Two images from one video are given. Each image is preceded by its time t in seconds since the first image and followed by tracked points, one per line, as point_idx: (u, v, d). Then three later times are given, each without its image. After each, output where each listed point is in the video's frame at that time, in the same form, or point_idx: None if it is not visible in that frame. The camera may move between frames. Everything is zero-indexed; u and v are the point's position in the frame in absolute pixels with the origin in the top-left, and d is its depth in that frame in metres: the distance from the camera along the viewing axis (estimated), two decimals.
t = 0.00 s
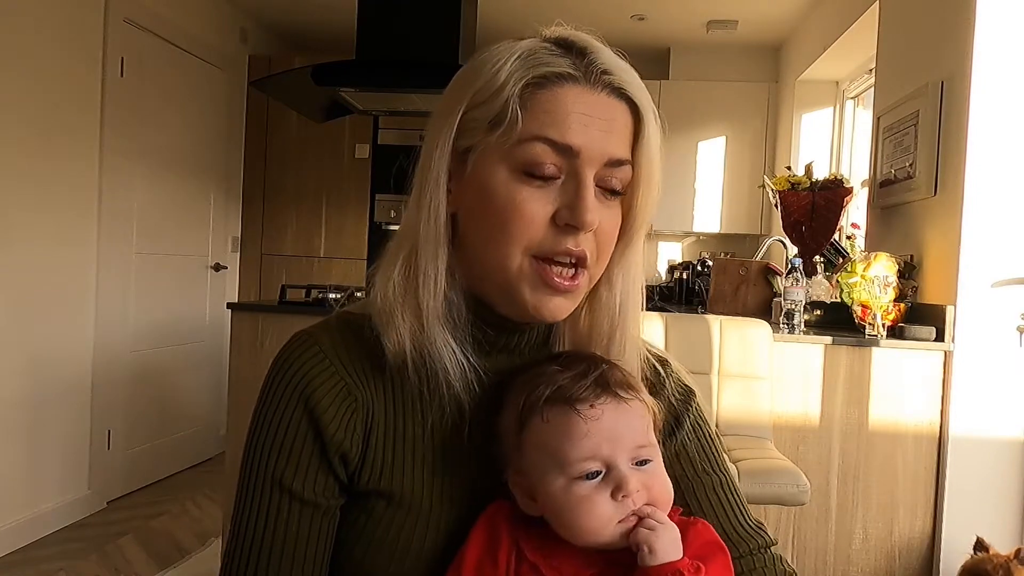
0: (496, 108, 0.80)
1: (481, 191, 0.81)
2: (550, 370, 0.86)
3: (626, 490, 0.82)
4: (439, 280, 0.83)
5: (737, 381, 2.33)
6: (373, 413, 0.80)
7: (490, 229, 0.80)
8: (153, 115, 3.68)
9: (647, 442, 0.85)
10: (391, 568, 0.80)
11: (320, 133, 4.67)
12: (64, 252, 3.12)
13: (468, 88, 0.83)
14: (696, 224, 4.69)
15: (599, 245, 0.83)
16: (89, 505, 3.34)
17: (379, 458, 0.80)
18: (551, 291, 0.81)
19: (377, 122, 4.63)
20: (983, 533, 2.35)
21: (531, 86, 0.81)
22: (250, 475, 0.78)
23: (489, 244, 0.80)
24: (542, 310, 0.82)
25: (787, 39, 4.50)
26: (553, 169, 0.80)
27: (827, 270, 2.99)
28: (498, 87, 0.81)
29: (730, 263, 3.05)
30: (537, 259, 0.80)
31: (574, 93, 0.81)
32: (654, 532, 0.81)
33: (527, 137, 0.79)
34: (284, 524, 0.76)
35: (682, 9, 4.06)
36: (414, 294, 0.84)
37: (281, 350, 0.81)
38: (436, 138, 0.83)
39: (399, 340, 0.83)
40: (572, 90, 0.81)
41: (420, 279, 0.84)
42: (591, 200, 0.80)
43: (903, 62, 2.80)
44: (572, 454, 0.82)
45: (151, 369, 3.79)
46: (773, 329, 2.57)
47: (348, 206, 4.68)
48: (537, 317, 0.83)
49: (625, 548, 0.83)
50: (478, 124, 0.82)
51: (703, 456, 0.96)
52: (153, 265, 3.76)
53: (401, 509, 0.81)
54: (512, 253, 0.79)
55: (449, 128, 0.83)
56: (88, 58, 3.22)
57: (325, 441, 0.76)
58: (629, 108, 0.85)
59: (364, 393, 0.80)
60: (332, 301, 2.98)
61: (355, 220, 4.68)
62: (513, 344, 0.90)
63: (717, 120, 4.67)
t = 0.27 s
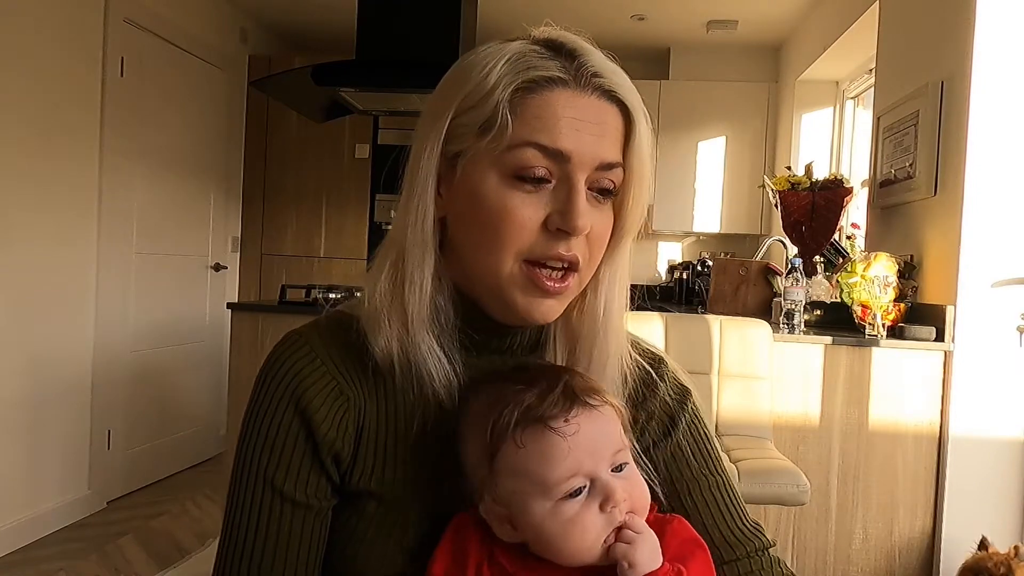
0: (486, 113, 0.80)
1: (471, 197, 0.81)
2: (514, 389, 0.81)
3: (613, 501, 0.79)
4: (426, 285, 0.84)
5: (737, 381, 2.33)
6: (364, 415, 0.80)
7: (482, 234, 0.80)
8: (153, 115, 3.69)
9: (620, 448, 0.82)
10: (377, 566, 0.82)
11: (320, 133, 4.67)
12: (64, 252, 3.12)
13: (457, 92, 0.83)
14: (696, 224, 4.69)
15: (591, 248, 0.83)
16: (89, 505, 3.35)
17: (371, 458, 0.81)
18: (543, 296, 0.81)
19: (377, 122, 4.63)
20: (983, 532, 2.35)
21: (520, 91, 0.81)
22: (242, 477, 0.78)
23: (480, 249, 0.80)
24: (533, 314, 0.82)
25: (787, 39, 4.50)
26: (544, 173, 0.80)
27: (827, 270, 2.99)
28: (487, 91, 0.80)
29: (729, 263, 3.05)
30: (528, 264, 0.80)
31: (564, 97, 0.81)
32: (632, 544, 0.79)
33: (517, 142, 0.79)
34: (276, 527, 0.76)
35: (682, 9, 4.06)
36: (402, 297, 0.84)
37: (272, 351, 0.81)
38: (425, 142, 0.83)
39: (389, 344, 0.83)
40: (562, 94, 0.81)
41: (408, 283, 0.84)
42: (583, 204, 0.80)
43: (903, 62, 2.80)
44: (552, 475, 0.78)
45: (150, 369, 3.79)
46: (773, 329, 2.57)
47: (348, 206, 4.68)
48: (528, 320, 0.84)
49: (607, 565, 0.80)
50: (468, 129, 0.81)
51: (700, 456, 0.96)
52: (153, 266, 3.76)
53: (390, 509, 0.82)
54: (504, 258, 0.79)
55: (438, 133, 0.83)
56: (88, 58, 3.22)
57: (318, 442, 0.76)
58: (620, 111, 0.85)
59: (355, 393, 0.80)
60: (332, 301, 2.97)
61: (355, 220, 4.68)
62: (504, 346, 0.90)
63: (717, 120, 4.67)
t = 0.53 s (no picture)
0: (483, 112, 0.80)
1: (469, 196, 0.81)
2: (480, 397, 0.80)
3: (585, 509, 0.78)
4: (421, 284, 0.84)
5: (737, 381, 2.33)
6: (360, 415, 0.80)
7: (479, 233, 0.80)
8: (153, 115, 3.68)
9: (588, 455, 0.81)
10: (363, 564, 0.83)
11: (320, 133, 4.67)
12: (64, 252, 3.12)
13: (456, 91, 0.83)
14: (696, 224, 4.70)
15: (590, 247, 0.83)
16: (89, 505, 3.35)
17: (364, 457, 0.81)
18: (541, 295, 0.81)
19: (377, 122, 4.63)
20: (982, 533, 2.35)
21: (518, 90, 0.80)
22: (239, 476, 0.78)
23: (478, 250, 0.81)
24: (532, 311, 0.82)
25: (787, 39, 4.50)
26: (541, 172, 0.79)
27: (827, 270, 2.99)
28: (485, 90, 0.81)
29: (730, 263, 3.05)
30: (526, 263, 0.80)
31: (562, 97, 0.81)
32: (608, 547, 0.78)
33: (514, 141, 0.79)
34: (271, 527, 0.76)
35: (683, 9, 4.06)
36: (399, 297, 0.84)
37: (270, 350, 0.81)
38: (423, 142, 0.83)
39: (384, 346, 0.83)
40: (560, 94, 0.81)
41: (406, 283, 0.84)
42: (580, 203, 0.80)
43: (903, 62, 2.80)
44: (520, 487, 0.76)
45: (150, 369, 3.79)
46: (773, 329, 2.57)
47: (348, 206, 4.67)
48: (527, 317, 0.83)
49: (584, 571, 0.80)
50: (465, 129, 0.81)
51: (699, 458, 0.95)
52: (153, 265, 3.76)
53: (381, 509, 0.83)
54: (502, 257, 0.79)
55: (435, 132, 0.83)
56: (88, 58, 3.22)
57: (313, 443, 0.76)
58: (618, 110, 0.85)
59: (351, 393, 0.80)
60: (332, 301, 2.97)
61: (354, 220, 4.68)
62: (502, 346, 0.90)
63: (717, 120, 4.67)
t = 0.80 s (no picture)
0: (463, 102, 0.82)
1: (454, 186, 0.82)
2: (512, 393, 0.80)
3: (611, 514, 0.79)
4: (415, 280, 0.84)
5: (737, 381, 2.32)
6: (362, 411, 0.81)
7: (463, 222, 0.81)
8: (153, 115, 3.68)
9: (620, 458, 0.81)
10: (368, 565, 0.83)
11: (320, 133, 4.67)
12: (64, 252, 3.12)
13: (441, 87, 0.84)
14: (696, 224, 4.69)
15: (577, 236, 0.82)
16: (89, 505, 3.35)
17: (367, 455, 0.81)
18: (526, 282, 0.80)
19: (377, 122, 4.63)
20: (982, 533, 2.35)
21: (496, 77, 0.82)
22: (239, 472, 0.78)
23: (464, 239, 0.81)
24: (519, 300, 0.81)
25: (787, 39, 4.50)
26: (520, 156, 0.80)
27: (827, 270, 2.99)
28: (463, 81, 0.82)
29: (729, 263, 3.05)
30: (510, 250, 0.80)
31: (539, 83, 0.81)
32: (628, 555, 0.79)
33: (491, 124, 0.81)
34: (271, 524, 0.76)
35: (683, 9, 4.06)
36: (393, 294, 0.84)
37: (274, 348, 0.82)
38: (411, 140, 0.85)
39: (387, 344, 0.83)
40: (537, 81, 0.82)
41: (399, 281, 0.84)
42: (559, 186, 0.80)
43: (903, 62, 2.80)
44: (548, 483, 0.77)
45: (150, 369, 3.79)
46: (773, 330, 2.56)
47: (348, 206, 4.67)
48: (517, 307, 0.83)
49: None
50: (449, 119, 0.83)
51: (702, 466, 0.95)
52: (153, 266, 3.76)
53: (386, 508, 0.83)
54: (485, 245, 0.80)
55: (422, 128, 0.84)
56: (88, 57, 3.22)
57: (314, 439, 0.77)
58: (601, 94, 0.85)
59: (352, 389, 0.80)
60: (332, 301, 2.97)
61: (354, 221, 4.68)
62: (506, 344, 0.89)
63: (717, 120, 4.67)
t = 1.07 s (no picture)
0: (445, 109, 0.85)
1: (441, 188, 0.84)
2: (528, 389, 0.81)
3: (629, 511, 0.80)
4: (405, 283, 0.86)
5: (737, 381, 2.32)
6: (376, 409, 0.81)
7: (449, 224, 0.82)
8: (152, 115, 3.68)
9: (636, 457, 0.82)
10: (384, 563, 0.83)
11: (320, 133, 4.67)
12: (64, 252, 3.12)
13: (432, 99, 0.88)
14: (696, 224, 4.70)
15: (560, 232, 0.81)
16: (89, 505, 3.35)
17: (380, 453, 0.81)
18: (507, 281, 0.80)
19: (377, 122, 4.63)
20: (982, 532, 2.36)
21: (474, 81, 0.84)
22: (251, 469, 0.79)
23: (450, 239, 0.82)
24: (501, 298, 0.82)
25: (787, 40, 4.50)
26: (495, 157, 0.81)
27: (827, 270, 2.99)
28: (445, 90, 0.85)
29: (729, 263, 3.05)
30: (490, 249, 0.80)
31: (513, 83, 0.82)
32: (652, 551, 0.80)
33: (468, 129, 0.82)
34: (284, 519, 0.77)
35: (683, 9, 4.06)
36: (390, 294, 0.86)
37: (287, 345, 0.83)
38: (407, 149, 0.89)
39: (393, 344, 0.83)
40: (512, 80, 0.82)
41: (393, 283, 0.87)
42: (533, 183, 0.79)
43: (903, 62, 2.80)
44: (568, 484, 0.78)
45: (150, 369, 3.79)
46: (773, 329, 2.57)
47: (348, 206, 4.67)
48: (504, 305, 0.83)
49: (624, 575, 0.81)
50: (437, 127, 0.86)
51: (710, 468, 0.95)
52: (153, 266, 3.76)
53: (398, 505, 0.83)
54: (466, 245, 0.81)
55: (415, 136, 0.88)
56: (88, 58, 3.22)
57: (326, 434, 0.78)
58: (579, 89, 0.84)
59: (365, 385, 0.81)
60: (332, 301, 2.97)
61: (354, 221, 4.68)
62: (514, 343, 0.88)
63: (717, 120, 4.67)
